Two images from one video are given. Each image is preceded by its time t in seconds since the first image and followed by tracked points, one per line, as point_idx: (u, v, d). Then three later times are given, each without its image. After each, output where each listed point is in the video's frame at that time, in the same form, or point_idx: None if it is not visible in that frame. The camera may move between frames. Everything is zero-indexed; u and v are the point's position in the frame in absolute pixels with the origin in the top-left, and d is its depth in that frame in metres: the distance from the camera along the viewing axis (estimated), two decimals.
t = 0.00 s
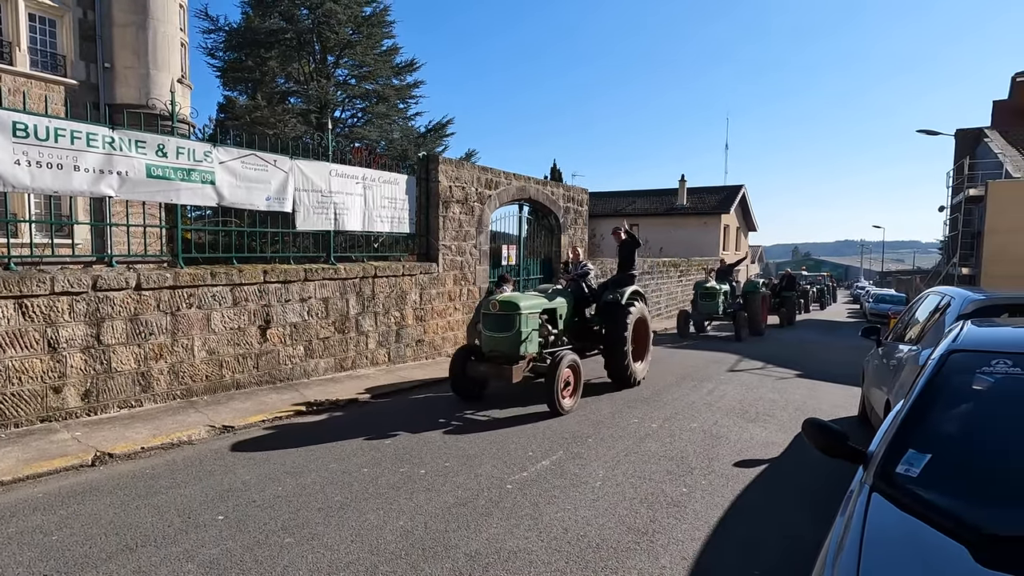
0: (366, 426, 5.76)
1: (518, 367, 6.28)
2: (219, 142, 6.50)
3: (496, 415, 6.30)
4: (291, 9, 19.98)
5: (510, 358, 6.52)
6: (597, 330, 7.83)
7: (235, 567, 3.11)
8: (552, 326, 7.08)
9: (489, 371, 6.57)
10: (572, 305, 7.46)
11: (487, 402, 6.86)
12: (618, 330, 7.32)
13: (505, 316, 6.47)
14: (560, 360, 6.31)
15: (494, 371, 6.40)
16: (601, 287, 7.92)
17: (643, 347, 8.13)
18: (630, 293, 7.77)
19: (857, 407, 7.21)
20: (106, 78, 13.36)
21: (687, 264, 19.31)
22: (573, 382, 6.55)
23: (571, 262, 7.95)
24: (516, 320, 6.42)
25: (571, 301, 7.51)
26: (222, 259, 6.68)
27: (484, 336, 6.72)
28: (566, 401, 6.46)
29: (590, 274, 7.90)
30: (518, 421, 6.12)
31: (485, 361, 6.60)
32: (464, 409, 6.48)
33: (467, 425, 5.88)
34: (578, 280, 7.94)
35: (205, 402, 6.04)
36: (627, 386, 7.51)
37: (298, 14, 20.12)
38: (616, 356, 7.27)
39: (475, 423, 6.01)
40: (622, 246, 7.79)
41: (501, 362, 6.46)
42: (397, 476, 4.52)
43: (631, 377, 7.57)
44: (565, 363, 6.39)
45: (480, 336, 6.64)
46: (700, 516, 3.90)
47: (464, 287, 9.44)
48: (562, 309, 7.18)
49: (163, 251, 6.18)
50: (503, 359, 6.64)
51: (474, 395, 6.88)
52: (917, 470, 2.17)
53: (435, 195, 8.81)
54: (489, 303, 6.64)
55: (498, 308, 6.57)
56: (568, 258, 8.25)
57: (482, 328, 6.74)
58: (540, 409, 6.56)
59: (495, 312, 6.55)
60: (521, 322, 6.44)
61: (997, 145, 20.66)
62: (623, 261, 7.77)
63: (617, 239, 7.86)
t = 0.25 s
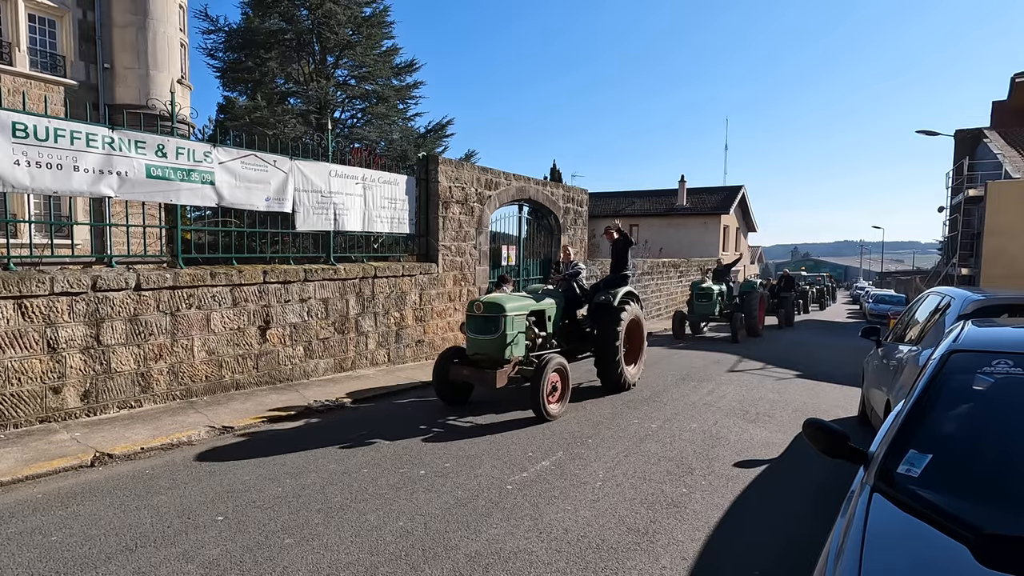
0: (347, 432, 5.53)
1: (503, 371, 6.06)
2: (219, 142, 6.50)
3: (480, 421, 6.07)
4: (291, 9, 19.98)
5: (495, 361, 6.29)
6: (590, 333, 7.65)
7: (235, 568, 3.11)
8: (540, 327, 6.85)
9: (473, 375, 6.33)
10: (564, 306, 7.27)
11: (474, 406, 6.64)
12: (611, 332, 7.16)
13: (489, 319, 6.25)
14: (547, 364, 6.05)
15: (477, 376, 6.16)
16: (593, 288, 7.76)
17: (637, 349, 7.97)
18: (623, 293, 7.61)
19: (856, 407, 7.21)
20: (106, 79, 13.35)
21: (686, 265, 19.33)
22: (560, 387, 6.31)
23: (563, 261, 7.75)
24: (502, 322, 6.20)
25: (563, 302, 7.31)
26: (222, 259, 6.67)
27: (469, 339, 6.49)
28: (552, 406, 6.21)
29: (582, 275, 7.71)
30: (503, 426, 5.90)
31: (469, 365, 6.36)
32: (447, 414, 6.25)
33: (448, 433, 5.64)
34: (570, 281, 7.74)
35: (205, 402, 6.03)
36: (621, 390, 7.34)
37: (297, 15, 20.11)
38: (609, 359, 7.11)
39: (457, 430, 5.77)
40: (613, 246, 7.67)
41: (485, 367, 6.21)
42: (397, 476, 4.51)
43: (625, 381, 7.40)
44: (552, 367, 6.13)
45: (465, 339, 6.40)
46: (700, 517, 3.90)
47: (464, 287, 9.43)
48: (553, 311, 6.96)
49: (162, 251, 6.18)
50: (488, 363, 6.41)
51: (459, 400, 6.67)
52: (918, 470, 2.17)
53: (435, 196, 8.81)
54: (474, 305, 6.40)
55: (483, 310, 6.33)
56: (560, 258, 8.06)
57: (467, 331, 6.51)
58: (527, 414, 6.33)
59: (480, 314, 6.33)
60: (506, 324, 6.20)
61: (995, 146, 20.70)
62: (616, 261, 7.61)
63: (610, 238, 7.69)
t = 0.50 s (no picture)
0: (330, 437, 5.38)
1: (485, 375, 5.90)
2: (220, 143, 6.51)
3: (463, 427, 5.85)
4: (291, 10, 19.99)
5: (479, 365, 6.11)
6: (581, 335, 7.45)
7: (236, 568, 3.10)
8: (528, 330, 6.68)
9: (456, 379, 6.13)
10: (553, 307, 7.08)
11: (461, 410, 6.48)
12: (602, 334, 6.98)
13: (473, 320, 6.09)
14: (531, 369, 5.83)
15: (460, 381, 5.96)
16: (586, 288, 7.56)
17: (632, 351, 7.79)
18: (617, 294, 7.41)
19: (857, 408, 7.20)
20: (106, 79, 13.35)
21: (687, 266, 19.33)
22: (547, 392, 6.08)
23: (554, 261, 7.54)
24: (485, 324, 6.04)
25: (553, 303, 7.11)
26: (223, 260, 6.67)
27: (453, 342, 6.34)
28: (538, 414, 5.98)
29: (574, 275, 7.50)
30: (486, 433, 5.68)
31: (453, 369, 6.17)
32: (430, 420, 6.04)
33: (429, 440, 5.42)
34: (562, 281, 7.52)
35: (206, 402, 6.03)
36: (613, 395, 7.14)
37: (298, 15, 20.12)
38: (599, 363, 6.92)
39: (439, 436, 5.56)
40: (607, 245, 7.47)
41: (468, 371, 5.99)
42: (398, 477, 4.50)
43: (618, 385, 7.20)
44: (537, 372, 5.92)
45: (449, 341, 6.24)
46: (701, 518, 3.89)
47: (464, 288, 9.43)
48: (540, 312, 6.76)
49: (164, 252, 6.18)
50: (471, 366, 6.25)
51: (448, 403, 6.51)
52: (921, 471, 2.17)
53: (436, 197, 8.80)
54: (458, 306, 6.25)
55: (466, 311, 6.18)
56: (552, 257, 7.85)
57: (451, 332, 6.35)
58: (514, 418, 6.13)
59: (463, 315, 6.17)
60: (490, 326, 6.04)
61: (996, 147, 20.71)
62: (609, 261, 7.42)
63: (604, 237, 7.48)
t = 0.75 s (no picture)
0: (315, 441, 5.27)
1: (468, 380, 5.60)
2: (222, 143, 6.51)
3: (444, 435, 5.60)
4: (293, 11, 20.00)
5: (462, 369, 5.85)
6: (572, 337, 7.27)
7: (237, 569, 3.10)
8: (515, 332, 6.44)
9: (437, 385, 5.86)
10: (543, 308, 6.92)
11: (447, 416, 6.29)
12: (594, 335, 6.81)
13: (456, 322, 5.82)
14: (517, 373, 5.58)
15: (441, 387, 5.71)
16: (577, 289, 7.41)
17: (623, 355, 7.62)
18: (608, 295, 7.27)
19: (859, 409, 7.18)
20: (109, 80, 13.38)
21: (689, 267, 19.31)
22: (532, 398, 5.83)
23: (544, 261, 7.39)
24: (469, 326, 5.77)
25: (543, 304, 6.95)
26: (225, 261, 6.66)
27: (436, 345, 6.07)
28: (523, 420, 5.72)
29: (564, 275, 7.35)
30: (468, 441, 5.43)
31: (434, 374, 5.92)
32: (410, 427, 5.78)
33: (407, 449, 5.17)
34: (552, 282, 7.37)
35: (208, 403, 6.04)
36: (604, 399, 6.93)
37: (300, 16, 20.14)
38: (591, 365, 6.74)
39: (418, 445, 5.31)
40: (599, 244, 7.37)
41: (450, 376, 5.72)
42: (400, 478, 4.50)
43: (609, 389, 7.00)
44: (523, 377, 5.66)
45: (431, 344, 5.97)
46: (703, 519, 3.88)
47: (466, 288, 9.42)
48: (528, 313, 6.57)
49: (165, 252, 6.19)
50: (454, 370, 5.99)
51: (437, 407, 6.41)
52: (925, 472, 2.16)
53: (437, 197, 8.80)
54: (441, 308, 5.97)
55: (450, 313, 5.91)
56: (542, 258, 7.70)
57: (434, 335, 6.07)
58: (501, 424, 5.94)
59: (446, 317, 5.90)
60: (473, 329, 5.77)
61: (998, 147, 20.68)
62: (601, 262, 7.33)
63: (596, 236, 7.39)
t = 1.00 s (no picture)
0: (305, 446, 5.18)
1: (451, 387, 5.48)
2: (226, 145, 6.53)
3: (426, 443, 5.39)
4: (296, 12, 20.05)
5: (445, 374, 5.69)
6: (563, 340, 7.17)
7: (241, 569, 3.11)
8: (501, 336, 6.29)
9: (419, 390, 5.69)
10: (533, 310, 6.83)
11: (432, 422, 6.11)
12: (585, 337, 6.72)
13: (438, 325, 5.67)
14: (500, 378, 5.37)
15: (424, 391, 5.57)
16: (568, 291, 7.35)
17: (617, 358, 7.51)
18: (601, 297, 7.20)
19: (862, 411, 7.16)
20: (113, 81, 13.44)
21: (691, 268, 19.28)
22: (518, 405, 5.60)
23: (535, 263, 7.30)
24: (451, 329, 5.62)
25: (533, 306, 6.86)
26: (228, 262, 6.67)
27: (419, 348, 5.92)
28: (508, 428, 5.49)
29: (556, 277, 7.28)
30: (450, 450, 5.21)
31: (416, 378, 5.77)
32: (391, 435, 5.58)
33: (386, 459, 4.95)
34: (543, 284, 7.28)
35: (211, 403, 6.05)
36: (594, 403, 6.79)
37: (303, 17, 20.19)
38: (582, 367, 6.63)
39: (398, 453, 5.11)
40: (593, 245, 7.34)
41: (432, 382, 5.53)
42: (403, 479, 4.50)
43: (601, 394, 6.84)
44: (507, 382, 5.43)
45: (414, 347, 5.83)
46: (706, 520, 3.88)
47: (468, 290, 9.43)
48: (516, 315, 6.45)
49: (168, 253, 6.20)
50: (437, 375, 5.83)
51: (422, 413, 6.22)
52: (929, 474, 2.15)
53: (439, 199, 8.82)
54: (422, 310, 5.83)
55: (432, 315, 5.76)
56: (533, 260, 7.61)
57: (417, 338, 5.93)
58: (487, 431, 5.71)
59: (428, 320, 5.75)
60: (455, 332, 5.62)
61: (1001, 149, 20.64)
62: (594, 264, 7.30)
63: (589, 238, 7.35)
